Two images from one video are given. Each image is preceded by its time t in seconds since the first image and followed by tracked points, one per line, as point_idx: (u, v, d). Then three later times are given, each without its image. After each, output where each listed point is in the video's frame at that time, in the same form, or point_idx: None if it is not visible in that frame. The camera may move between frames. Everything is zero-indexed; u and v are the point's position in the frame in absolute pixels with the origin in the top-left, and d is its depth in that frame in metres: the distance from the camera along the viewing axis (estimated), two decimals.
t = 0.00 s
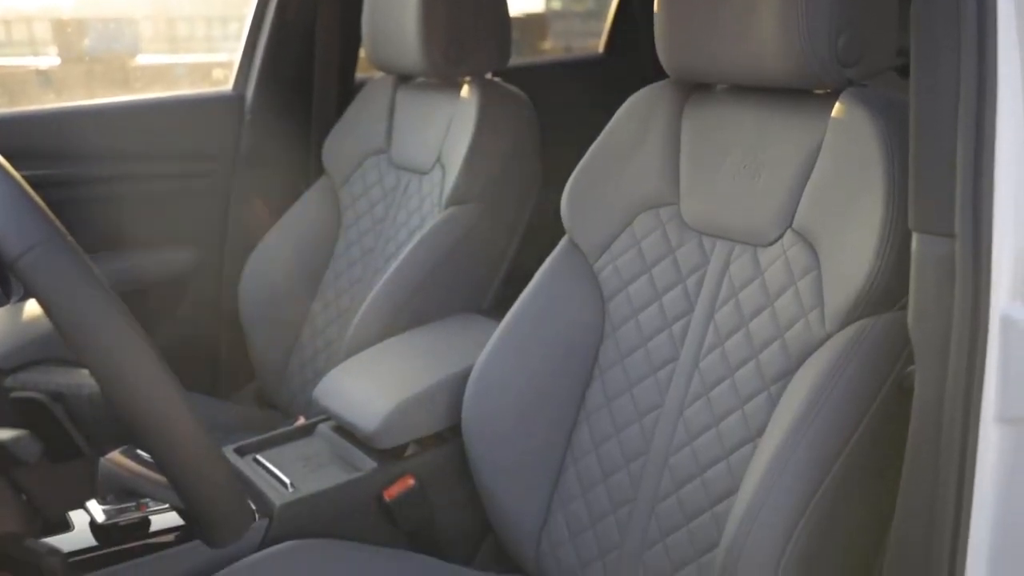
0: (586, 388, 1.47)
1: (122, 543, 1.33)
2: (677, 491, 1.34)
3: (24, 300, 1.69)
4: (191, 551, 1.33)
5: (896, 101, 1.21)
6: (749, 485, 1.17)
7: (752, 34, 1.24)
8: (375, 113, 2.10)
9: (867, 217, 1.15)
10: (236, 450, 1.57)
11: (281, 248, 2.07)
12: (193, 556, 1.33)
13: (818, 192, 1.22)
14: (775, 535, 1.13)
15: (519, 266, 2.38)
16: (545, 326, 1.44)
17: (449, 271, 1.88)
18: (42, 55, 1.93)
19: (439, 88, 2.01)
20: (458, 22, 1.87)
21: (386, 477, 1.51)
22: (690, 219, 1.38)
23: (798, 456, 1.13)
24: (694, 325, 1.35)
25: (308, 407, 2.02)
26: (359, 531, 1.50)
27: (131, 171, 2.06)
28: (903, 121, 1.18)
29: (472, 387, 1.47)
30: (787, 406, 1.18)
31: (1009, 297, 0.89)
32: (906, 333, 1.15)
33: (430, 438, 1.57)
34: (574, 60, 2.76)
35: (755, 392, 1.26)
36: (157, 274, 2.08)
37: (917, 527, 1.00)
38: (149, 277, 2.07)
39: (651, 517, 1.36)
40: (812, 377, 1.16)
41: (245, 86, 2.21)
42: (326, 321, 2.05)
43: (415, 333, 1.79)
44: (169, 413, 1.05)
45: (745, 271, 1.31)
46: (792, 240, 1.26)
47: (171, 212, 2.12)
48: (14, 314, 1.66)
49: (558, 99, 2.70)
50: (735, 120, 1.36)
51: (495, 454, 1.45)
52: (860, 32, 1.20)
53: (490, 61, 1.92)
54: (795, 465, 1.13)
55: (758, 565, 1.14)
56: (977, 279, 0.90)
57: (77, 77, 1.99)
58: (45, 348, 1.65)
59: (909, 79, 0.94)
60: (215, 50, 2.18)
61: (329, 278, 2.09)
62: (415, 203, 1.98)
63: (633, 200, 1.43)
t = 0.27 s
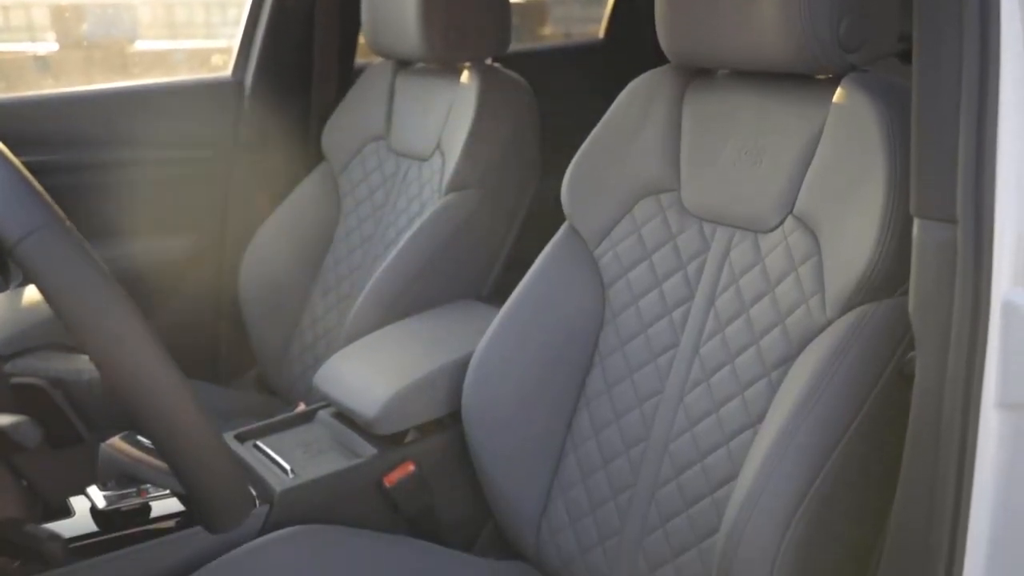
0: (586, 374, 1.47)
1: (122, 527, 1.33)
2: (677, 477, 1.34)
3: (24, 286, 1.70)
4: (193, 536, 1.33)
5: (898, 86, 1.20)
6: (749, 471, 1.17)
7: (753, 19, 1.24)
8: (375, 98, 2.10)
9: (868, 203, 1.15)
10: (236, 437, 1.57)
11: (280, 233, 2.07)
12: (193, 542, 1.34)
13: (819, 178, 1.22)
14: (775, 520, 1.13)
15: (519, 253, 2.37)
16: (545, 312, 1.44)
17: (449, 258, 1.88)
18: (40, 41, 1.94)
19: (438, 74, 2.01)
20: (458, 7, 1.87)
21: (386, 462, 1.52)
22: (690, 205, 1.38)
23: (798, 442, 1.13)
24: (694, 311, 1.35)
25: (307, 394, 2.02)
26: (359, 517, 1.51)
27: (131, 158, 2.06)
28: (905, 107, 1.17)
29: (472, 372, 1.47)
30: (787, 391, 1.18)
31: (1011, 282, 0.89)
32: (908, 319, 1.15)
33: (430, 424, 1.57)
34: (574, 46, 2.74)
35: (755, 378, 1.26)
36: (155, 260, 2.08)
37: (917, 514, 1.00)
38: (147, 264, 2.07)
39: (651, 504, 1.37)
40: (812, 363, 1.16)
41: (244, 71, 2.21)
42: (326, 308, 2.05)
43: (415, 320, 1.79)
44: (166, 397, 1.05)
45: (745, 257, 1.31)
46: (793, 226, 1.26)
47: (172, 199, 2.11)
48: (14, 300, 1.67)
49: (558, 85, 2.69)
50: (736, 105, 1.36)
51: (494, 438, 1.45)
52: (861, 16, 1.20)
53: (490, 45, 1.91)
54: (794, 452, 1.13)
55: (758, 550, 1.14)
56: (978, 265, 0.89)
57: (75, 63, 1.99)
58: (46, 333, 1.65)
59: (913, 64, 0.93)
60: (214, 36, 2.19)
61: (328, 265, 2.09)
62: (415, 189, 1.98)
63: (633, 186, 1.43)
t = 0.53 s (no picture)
0: (587, 360, 1.47)
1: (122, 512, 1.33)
2: (677, 463, 1.34)
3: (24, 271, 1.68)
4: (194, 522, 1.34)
5: (899, 72, 1.20)
6: (750, 456, 1.17)
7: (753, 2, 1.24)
8: (374, 84, 2.09)
9: (869, 188, 1.15)
10: (236, 423, 1.57)
11: (279, 219, 2.08)
12: (194, 527, 1.34)
13: (820, 163, 1.22)
14: (776, 506, 1.13)
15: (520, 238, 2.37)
16: (546, 297, 1.44)
17: (449, 244, 1.88)
18: (38, 26, 1.93)
19: (438, 59, 2.00)
20: None
21: (386, 449, 1.52)
22: (691, 191, 1.38)
23: (798, 428, 1.13)
24: (695, 297, 1.35)
25: (308, 380, 2.02)
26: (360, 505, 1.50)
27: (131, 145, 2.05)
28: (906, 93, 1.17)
29: (472, 358, 1.47)
30: (788, 376, 1.18)
31: (1012, 269, 0.89)
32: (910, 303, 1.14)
33: (430, 411, 1.57)
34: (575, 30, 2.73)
35: (756, 363, 1.26)
36: (155, 245, 2.07)
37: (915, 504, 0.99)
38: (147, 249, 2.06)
39: (651, 489, 1.37)
40: (813, 348, 1.16)
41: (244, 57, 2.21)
42: (326, 295, 2.05)
43: (415, 306, 1.78)
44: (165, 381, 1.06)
45: (746, 243, 1.31)
46: (794, 212, 1.25)
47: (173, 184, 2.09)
48: (13, 286, 1.65)
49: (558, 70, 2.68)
50: (737, 90, 1.35)
51: (493, 424, 1.45)
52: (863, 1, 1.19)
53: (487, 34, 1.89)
54: (794, 437, 1.13)
55: (758, 536, 1.14)
56: (980, 252, 0.88)
57: (74, 48, 1.99)
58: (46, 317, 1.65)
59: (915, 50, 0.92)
60: (213, 22, 2.19)
61: (327, 252, 2.08)
62: (415, 175, 1.97)
63: (634, 171, 1.42)
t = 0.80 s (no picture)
0: (587, 343, 1.47)
1: (121, 496, 1.34)
2: (677, 447, 1.34)
3: (22, 255, 1.67)
4: (195, 505, 1.35)
5: (902, 54, 1.19)
6: (748, 441, 1.16)
7: None
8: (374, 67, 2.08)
9: (870, 172, 1.15)
10: (236, 407, 1.58)
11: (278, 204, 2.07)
12: (194, 511, 1.35)
13: (821, 147, 1.21)
14: (776, 489, 1.13)
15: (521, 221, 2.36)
16: (546, 281, 1.44)
17: (448, 229, 1.87)
18: (36, 10, 1.91)
19: (438, 42, 1.99)
20: None
21: (385, 432, 1.52)
22: (691, 175, 1.37)
23: (799, 412, 1.13)
24: (695, 282, 1.35)
25: (307, 364, 2.02)
26: (360, 488, 1.50)
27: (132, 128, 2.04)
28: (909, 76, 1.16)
29: (472, 341, 1.47)
30: (788, 360, 1.17)
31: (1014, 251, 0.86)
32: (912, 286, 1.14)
33: (430, 395, 1.57)
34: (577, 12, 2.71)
35: (756, 348, 1.26)
36: (154, 228, 2.05)
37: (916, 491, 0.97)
38: (146, 231, 2.04)
39: (651, 473, 1.37)
40: (814, 332, 1.16)
41: (243, 40, 2.20)
42: (325, 279, 2.05)
43: (414, 290, 1.78)
44: (168, 366, 1.08)
45: (746, 227, 1.30)
46: (795, 195, 1.25)
47: (172, 166, 2.08)
48: (10, 270, 1.65)
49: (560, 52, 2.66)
50: (739, 73, 1.34)
51: (494, 408, 1.45)
52: None
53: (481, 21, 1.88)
54: (794, 421, 1.13)
55: (758, 520, 1.14)
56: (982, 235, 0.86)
57: (72, 31, 1.97)
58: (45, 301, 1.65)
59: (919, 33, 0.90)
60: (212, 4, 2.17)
61: (327, 235, 2.08)
62: (415, 159, 1.96)
63: (634, 155, 1.42)
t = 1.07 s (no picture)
0: (587, 330, 1.46)
1: (120, 482, 1.34)
2: (676, 434, 1.33)
3: (19, 241, 1.66)
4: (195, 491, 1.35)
5: (905, 40, 1.18)
6: (749, 428, 1.16)
7: None
8: (373, 53, 2.07)
9: (871, 157, 1.14)
10: (235, 393, 1.58)
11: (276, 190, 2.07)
12: (194, 498, 1.35)
13: (822, 132, 1.21)
14: (776, 476, 1.13)
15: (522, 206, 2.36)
16: (545, 268, 1.44)
17: (448, 215, 1.87)
18: None
19: (437, 28, 1.97)
20: None
21: (385, 419, 1.52)
22: (692, 161, 1.37)
23: (799, 398, 1.12)
24: (695, 269, 1.34)
25: (307, 351, 2.02)
26: (360, 475, 1.51)
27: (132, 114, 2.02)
28: (912, 61, 1.15)
29: (471, 327, 1.46)
30: (788, 347, 1.17)
31: (1017, 236, 0.83)
32: (912, 272, 1.14)
33: (430, 381, 1.56)
34: None
35: (756, 334, 1.25)
36: (154, 215, 2.04)
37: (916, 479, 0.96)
38: (146, 218, 2.03)
39: (650, 459, 1.37)
40: (814, 319, 1.15)
41: (241, 25, 2.19)
42: (325, 266, 2.05)
43: (414, 276, 1.78)
44: (165, 355, 1.08)
45: (746, 213, 1.30)
46: (795, 181, 1.24)
47: (172, 152, 2.07)
48: (9, 256, 1.65)
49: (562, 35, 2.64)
50: (740, 59, 1.33)
51: (494, 394, 1.45)
52: None
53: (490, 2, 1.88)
54: (794, 407, 1.12)
55: (757, 507, 1.13)
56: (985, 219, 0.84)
57: (70, 16, 1.96)
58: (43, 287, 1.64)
59: (921, 17, 0.89)
60: None
61: (327, 222, 2.08)
62: (414, 145, 1.96)
63: (634, 141, 1.41)
